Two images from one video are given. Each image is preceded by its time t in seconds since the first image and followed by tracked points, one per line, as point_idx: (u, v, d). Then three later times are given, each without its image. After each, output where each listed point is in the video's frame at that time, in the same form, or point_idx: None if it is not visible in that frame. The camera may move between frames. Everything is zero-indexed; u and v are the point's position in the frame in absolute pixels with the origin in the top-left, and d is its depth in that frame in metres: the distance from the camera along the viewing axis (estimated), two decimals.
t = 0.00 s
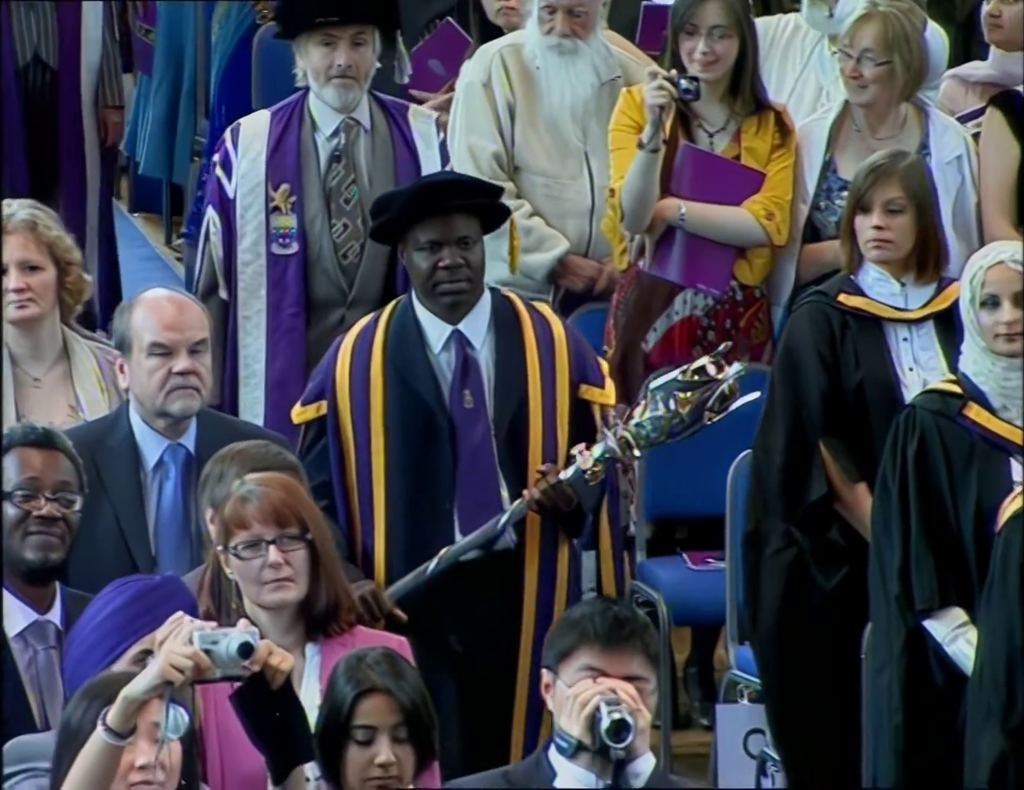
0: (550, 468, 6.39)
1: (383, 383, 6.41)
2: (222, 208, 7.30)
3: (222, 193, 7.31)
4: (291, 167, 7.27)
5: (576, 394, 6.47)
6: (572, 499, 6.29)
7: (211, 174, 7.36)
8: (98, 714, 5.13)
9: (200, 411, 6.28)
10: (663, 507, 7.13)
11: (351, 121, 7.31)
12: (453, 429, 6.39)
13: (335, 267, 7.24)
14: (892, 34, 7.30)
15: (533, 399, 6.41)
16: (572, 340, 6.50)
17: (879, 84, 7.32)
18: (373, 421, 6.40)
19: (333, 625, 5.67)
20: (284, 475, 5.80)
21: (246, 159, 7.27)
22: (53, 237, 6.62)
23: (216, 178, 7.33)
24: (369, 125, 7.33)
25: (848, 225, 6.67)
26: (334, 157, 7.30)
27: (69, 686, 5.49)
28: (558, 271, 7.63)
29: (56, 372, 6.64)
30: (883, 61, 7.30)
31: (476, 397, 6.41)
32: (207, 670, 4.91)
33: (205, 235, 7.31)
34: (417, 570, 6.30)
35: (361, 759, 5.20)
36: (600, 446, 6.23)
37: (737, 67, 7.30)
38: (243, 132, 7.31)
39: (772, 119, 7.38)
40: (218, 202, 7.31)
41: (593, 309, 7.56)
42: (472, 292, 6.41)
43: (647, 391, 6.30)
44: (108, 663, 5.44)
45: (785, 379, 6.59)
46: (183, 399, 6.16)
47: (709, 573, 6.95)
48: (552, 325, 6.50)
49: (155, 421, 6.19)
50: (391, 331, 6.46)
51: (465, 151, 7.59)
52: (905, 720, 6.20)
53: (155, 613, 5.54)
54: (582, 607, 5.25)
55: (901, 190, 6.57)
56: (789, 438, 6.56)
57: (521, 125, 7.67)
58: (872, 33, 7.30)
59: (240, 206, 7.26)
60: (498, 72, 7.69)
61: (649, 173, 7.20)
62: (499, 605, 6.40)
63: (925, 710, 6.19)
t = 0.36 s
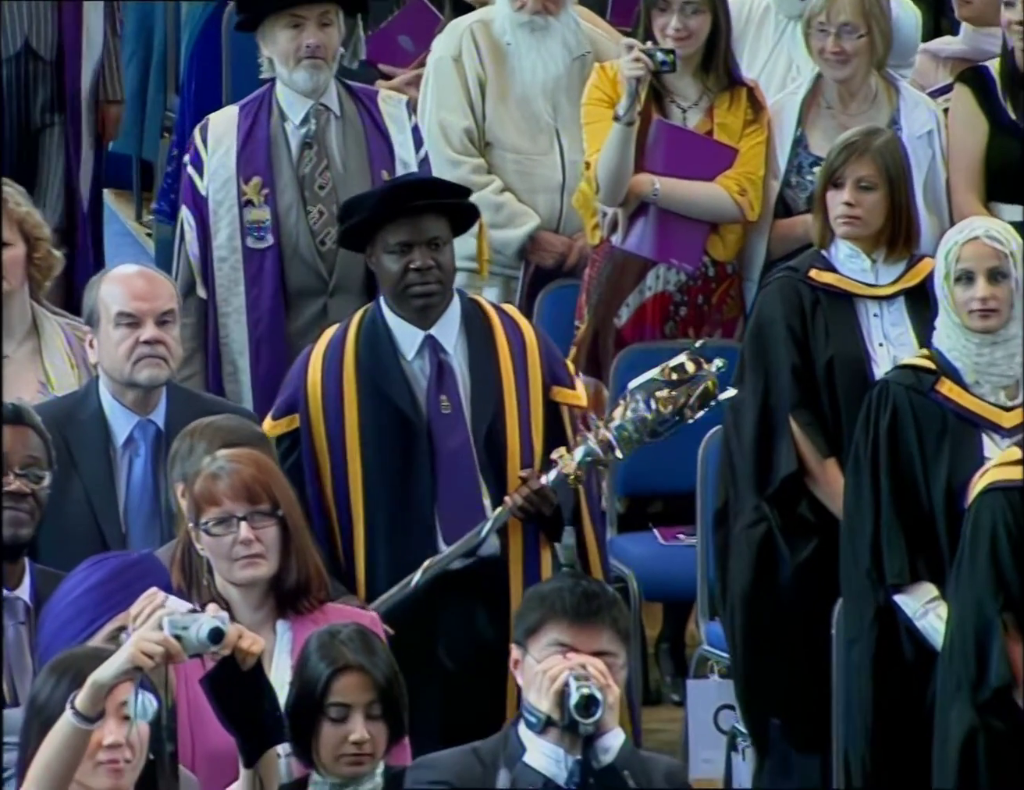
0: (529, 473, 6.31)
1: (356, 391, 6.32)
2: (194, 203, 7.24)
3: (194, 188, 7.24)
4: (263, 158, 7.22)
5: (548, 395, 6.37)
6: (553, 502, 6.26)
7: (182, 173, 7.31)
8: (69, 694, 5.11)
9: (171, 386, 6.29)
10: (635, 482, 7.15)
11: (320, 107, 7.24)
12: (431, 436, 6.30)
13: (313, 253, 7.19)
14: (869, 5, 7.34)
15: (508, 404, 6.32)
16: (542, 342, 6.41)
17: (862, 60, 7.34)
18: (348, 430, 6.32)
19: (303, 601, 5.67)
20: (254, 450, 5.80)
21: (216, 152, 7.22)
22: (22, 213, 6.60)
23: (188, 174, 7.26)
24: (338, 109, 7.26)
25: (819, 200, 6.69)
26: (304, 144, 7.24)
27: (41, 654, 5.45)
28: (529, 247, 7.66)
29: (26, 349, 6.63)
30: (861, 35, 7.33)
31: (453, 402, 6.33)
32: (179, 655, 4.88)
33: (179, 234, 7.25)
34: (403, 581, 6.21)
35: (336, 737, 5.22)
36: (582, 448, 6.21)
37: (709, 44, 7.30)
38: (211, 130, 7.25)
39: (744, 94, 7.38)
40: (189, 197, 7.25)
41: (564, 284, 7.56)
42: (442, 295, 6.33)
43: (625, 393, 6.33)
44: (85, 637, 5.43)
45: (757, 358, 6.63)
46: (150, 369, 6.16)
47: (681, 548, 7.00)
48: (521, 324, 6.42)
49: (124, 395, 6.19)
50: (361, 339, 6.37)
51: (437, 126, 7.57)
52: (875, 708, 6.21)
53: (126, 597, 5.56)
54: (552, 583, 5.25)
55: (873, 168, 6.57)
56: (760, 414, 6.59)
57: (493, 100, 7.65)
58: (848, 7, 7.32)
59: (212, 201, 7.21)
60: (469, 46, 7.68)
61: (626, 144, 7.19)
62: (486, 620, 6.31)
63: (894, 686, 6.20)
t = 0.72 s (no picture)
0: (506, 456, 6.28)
1: (333, 374, 6.30)
2: (171, 189, 7.34)
3: (171, 176, 7.35)
4: (238, 144, 7.34)
5: (526, 386, 6.38)
6: (532, 487, 6.16)
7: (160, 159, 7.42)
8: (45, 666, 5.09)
9: (142, 350, 6.31)
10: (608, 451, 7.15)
11: (295, 91, 7.38)
12: (407, 420, 6.27)
13: (287, 240, 7.35)
14: None
15: (484, 389, 6.32)
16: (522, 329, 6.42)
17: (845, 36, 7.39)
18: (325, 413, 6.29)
19: (278, 569, 5.69)
20: (228, 417, 5.80)
21: (193, 138, 7.32)
22: None
23: (165, 161, 7.38)
24: (313, 94, 7.39)
25: (794, 167, 6.72)
26: (280, 129, 7.38)
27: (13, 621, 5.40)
28: (502, 214, 7.67)
29: None
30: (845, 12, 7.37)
31: (429, 388, 6.31)
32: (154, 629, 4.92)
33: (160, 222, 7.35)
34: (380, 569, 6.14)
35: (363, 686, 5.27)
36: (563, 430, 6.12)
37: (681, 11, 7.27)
38: (186, 115, 7.37)
39: (718, 62, 7.34)
40: (167, 183, 7.36)
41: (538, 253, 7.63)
42: (423, 280, 6.36)
43: (608, 374, 6.19)
44: (61, 605, 5.39)
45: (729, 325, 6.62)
46: (118, 330, 6.18)
47: (655, 515, 6.99)
48: (502, 315, 6.43)
49: (94, 358, 6.20)
50: (340, 320, 6.37)
51: (410, 94, 7.58)
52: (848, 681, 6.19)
53: (100, 564, 5.50)
54: (522, 550, 5.24)
55: (847, 136, 6.58)
56: (734, 384, 6.60)
57: (466, 65, 7.64)
58: None
59: (189, 188, 7.31)
60: (443, 11, 7.64)
61: (602, 108, 7.18)
62: (463, 613, 6.27)
63: (868, 654, 6.18)
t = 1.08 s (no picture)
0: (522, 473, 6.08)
1: (348, 384, 6.10)
2: (169, 198, 6.95)
3: (171, 183, 6.96)
4: (237, 154, 6.94)
5: (546, 400, 6.15)
6: (544, 504, 5.84)
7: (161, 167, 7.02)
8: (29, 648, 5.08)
9: (124, 329, 6.30)
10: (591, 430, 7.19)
11: (298, 104, 6.97)
12: (419, 431, 6.07)
13: (280, 253, 6.93)
14: None
15: (503, 402, 6.09)
16: (545, 342, 6.20)
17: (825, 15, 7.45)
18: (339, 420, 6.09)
19: (260, 552, 5.68)
20: (212, 400, 5.80)
21: (191, 145, 6.94)
22: None
23: (165, 169, 6.98)
24: (317, 107, 6.99)
25: (778, 149, 6.70)
26: (279, 142, 6.98)
27: None
28: (485, 195, 7.64)
29: None
30: None
31: (442, 399, 6.10)
32: (138, 612, 4.93)
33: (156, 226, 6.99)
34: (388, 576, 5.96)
35: (346, 662, 5.31)
36: (575, 448, 5.79)
37: None
38: (186, 121, 6.98)
39: (697, 44, 7.37)
40: (166, 193, 6.97)
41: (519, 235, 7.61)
42: (442, 290, 6.15)
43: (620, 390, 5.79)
44: (41, 585, 5.31)
45: (711, 306, 6.64)
46: (101, 310, 6.17)
47: (636, 494, 7.02)
48: (524, 327, 6.20)
49: (76, 338, 6.20)
50: (357, 331, 6.15)
51: (392, 75, 7.57)
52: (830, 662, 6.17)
53: (82, 545, 5.43)
54: (505, 530, 5.22)
55: (833, 118, 6.59)
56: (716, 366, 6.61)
57: (449, 46, 7.63)
58: None
59: (186, 196, 6.92)
60: None
61: (584, 88, 7.16)
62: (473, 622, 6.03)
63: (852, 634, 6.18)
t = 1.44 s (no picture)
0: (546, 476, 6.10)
1: (371, 385, 6.13)
2: (168, 187, 7.12)
3: (168, 172, 7.14)
4: (238, 146, 7.06)
5: (574, 401, 6.19)
6: (568, 509, 5.95)
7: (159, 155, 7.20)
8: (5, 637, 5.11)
9: (106, 315, 6.31)
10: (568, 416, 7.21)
11: (301, 100, 7.08)
12: (442, 433, 6.09)
13: (280, 252, 7.03)
14: None
15: (527, 402, 6.13)
16: (571, 342, 6.24)
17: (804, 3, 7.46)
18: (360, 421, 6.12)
19: (244, 537, 5.65)
20: (197, 387, 5.80)
21: (192, 136, 7.09)
22: None
23: (164, 157, 7.16)
24: (321, 104, 7.09)
25: (762, 136, 6.76)
26: (282, 138, 7.09)
27: None
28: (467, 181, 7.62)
29: None
30: None
31: (466, 399, 6.12)
32: (117, 597, 4.96)
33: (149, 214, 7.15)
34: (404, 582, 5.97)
35: (271, 655, 5.25)
36: (599, 454, 5.92)
37: None
38: (190, 110, 7.13)
39: (678, 30, 7.36)
40: (163, 181, 7.14)
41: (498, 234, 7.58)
42: (466, 292, 6.16)
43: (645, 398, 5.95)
44: (21, 571, 5.40)
45: (695, 295, 6.70)
46: (85, 297, 6.18)
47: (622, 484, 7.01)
48: (551, 328, 6.24)
49: (59, 324, 6.21)
50: (381, 331, 6.19)
51: (374, 64, 7.59)
52: (812, 649, 6.16)
53: (63, 529, 5.51)
54: (489, 517, 5.22)
55: (819, 100, 6.66)
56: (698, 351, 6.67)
57: (431, 34, 7.61)
58: None
59: (186, 185, 7.08)
60: None
61: (564, 74, 7.16)
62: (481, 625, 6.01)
63: (835, 625, 6.17)
